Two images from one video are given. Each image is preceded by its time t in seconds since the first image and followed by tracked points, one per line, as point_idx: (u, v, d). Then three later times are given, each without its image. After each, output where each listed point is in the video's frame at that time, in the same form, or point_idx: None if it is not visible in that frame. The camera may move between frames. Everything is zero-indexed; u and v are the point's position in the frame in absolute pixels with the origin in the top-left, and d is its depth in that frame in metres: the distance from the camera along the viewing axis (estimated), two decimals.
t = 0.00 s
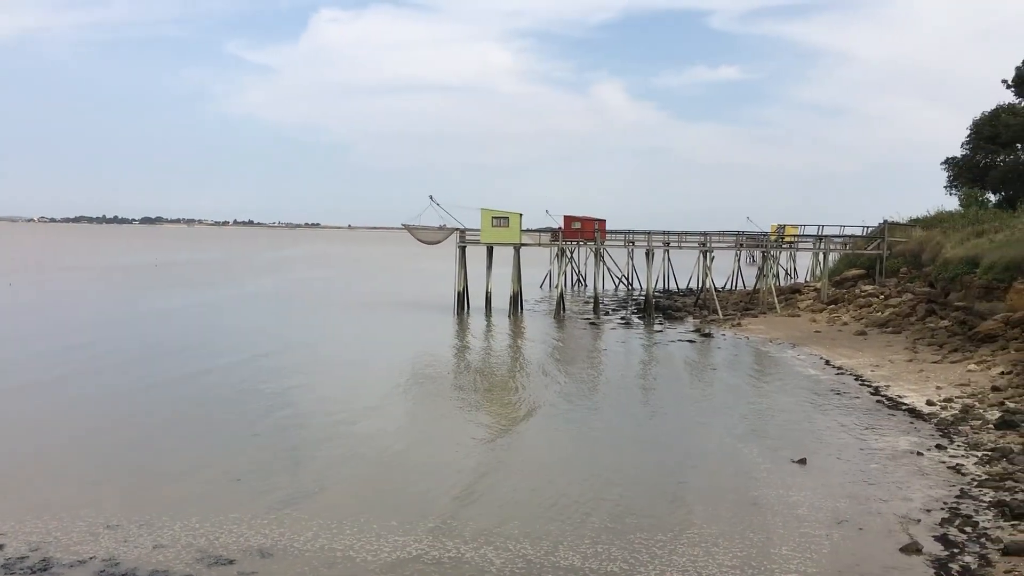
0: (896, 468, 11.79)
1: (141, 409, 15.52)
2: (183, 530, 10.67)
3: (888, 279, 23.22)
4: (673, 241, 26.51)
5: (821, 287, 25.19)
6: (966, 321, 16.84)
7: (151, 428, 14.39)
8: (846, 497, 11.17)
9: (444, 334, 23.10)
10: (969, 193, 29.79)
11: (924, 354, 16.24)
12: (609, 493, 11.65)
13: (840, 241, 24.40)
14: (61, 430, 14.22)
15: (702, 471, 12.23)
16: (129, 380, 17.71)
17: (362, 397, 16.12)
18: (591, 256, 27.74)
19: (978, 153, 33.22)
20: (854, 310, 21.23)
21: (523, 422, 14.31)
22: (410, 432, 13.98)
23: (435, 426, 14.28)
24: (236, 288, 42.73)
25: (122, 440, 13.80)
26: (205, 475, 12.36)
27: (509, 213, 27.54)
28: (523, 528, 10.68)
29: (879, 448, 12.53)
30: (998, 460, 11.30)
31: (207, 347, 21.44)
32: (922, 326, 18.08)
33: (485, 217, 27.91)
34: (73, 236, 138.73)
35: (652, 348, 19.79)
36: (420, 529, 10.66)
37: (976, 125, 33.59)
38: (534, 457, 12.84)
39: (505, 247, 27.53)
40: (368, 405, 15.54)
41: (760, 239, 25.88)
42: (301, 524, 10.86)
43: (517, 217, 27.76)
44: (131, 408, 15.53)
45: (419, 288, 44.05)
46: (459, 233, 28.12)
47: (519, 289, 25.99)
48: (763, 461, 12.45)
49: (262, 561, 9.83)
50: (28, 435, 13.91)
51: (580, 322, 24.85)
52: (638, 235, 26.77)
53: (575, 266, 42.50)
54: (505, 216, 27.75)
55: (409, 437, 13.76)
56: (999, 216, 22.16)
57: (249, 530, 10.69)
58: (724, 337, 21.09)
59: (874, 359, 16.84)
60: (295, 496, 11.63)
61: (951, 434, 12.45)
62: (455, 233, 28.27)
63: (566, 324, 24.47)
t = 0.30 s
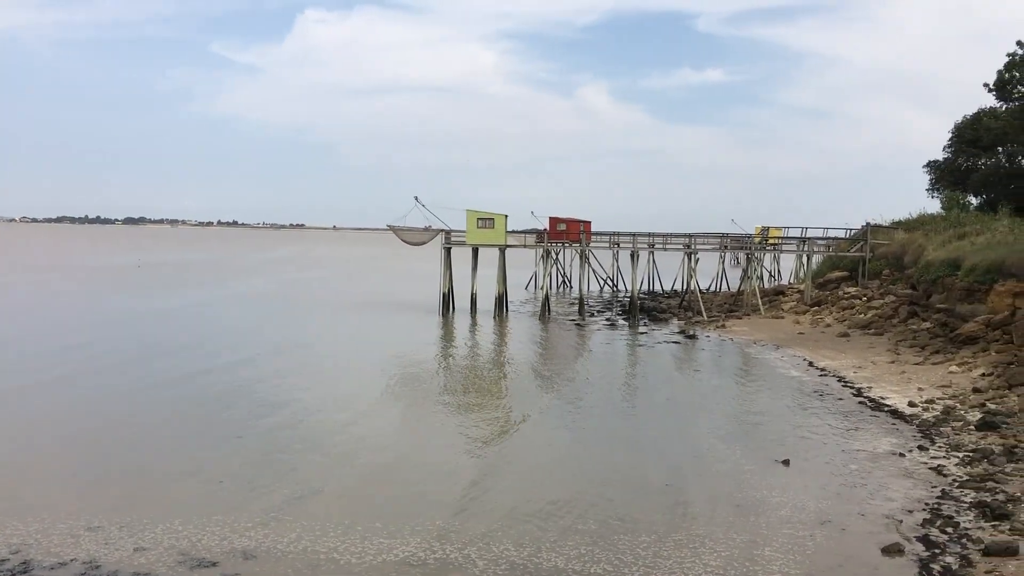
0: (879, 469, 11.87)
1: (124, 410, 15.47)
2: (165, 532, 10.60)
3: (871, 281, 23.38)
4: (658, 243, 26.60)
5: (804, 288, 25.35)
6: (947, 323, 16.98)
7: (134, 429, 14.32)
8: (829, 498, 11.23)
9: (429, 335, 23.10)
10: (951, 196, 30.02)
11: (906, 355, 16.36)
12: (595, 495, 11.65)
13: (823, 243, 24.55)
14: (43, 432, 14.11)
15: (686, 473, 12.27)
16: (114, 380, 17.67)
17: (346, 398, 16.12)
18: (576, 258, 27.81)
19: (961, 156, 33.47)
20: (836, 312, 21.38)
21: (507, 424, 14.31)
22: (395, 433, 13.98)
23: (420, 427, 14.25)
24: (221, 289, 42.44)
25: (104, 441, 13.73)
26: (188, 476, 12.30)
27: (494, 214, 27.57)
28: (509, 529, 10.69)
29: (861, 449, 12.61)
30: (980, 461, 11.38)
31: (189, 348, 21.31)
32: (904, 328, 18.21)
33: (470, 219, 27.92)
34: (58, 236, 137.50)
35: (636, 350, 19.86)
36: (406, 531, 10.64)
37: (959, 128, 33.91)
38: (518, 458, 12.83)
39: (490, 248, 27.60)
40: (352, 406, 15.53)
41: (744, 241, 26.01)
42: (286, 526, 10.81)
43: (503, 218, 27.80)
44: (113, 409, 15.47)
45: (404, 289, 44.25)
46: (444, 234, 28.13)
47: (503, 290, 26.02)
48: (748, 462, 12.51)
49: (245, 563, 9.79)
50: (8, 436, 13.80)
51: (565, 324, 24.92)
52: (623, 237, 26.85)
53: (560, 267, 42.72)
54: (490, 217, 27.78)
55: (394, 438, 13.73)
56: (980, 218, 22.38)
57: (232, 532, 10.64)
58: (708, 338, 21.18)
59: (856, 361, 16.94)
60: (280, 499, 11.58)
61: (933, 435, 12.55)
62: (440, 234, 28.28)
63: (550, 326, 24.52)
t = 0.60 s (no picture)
0: (865, 469, 11.90)
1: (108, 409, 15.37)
2: (151, 532, 10.57)
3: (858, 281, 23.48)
4: (647, 242, 26.62)
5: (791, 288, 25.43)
6: (933, 323, 17.07)
7: (119, 429, 14.26)
8: (816, 497, 11.25)
9: (416, 334, 23.08)
10: (936, 197, 30.16)
11: (892, 355, 16.42)
12: (582, 494, 11.65)
13: (810, 243, 24.63)
14: (28, 432, 14.01)
15: (673, 472, 12.28)
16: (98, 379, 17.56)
17: (333, 397, 16.09)
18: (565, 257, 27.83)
19: (947, 157, 33.58)
20: (823, 311, 21.45)
21: (495, 423, 14.30)
22: (383, 432, 13.97)
23: (409, 426, 14.25)
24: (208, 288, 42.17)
25: (90, 441, 13.66)
26: (174, 476, 12.26)
27: (482, 212, 27.57)
28: (496, 528, 10.70)
29: (847, 448, 12.64)
30: (965, 460, 11.44)
31: (173, 348, 21.18)
32: (891, 327, 18.28)
33: (458, 217, 27.88)
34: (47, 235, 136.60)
35: (623, 349, 19.88)
36: (394, 530, 10.62)
37: (945, 128, 34.12)
38: (506, 458, 12.83)
39: (477, 247, 27.63)
40: (338, 405, 15.51)
41: (732, 240, 26.08)
42: (273, 525, 10.79)
43: (491, 216, 27.80)
44: (98, 409, 15.37)
45: (392, 288, 44.21)
46: (432, 233, 28.08)
47: (491, 289, 26.01)
48: (734, 461, 12.53)
49: (231, 562, 9.77)
50: None
51: (553, 322, 24.95)
52: (612, 237, 26.88)
53: (549, 266, 42.76)
54: (478, 216, 27.75)
55: (382, 437, 13.72)
56: (966, 219, 22.51)
57: (218, 531, 10.60)
58: (696, 337, 21.21)
59: (843, 360, 16.98)
60: (266, 498, 11.56)
61: (919, 434, 12.60)
62: (428, 232, 28.24)
63: (538, 325, 24.52)
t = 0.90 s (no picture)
0: (850, 466, 11.96)
1: (92, 408, 15.27)
2: (136, 531, 10.52)
3: (843, 279, 23.60)
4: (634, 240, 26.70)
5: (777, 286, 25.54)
6: (918, 321, 17.26)
7: (104, 428, 14.17)
8: (802, 495, 11.29)
9: (404, 332, 23.04)
10: (921, 195, 30.35)
11: (877, 353, 16.53)
12: (569, 492, 11.65)
13: (796, 241, 24.72)
14: (9, 431, 13.90)
15: (660, 469, 12.31)
16: (81, 378, 17.43)
17: (318, 396, 16.05)
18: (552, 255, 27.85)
19: (932, 156, 33.77)
20: (810, 309, 21.55)
21: (482, 422, 14.29)
22: (370, 430, 13.95)
23: (397, 425, 14.23)
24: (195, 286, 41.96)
25: (74, 440, 13.57)
26: (160, 475, 12.20)
27: (470, 211, 27.56)
28: (484, 525, 10.70)
29: (833, 446, 12.70)
30: (949, 457, 11.52)
31: (156, 347, 21.05)
32: (876, 325, 18.41)
33: (446, 216, 27.83)
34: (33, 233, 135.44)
35: (610, 347, 19.91)
36: (382, 528, 10.61)
37: (930, 127, 34.32)
38: (493, 456, 12.82)
39: (465, 244, 27.69)
40: (325, 404, 15.47)
41: (719, 239, 26.16)
42: (260, 524, 10.76)
43: (478, 215, 27.80)
44: (81, 408, 15.27)
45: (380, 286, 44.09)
46: (419, 231, 28.05)
47: (479, 287, 25.99)
48: (720, 459, 12.56)
49: (217, 561, 9.74)
50: None
51: (539, 321, 24.96)
52: (599, 235, 26.91)
53: (536, 264, 42.77)
54: (466, 214, 27.73)
55: (370, 436, 13.69)
56: (950, 217, 22.68)
57: (205, 530, 10.55)
58: (682, 335, 21.25)
59: (829, 358, 17.08)
60: (252, 496, 11.53)
61: (904, 431, 12.68)
62: (415, 231, 28.19)
63: (525, 323, 24.50)
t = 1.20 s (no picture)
0: (831, 462, 12.04)
1: (70, 408, 15.14)
2: (116, 530, 10.46)
3: (824, 276, 23.77)
4: (617, 238, 26.77)
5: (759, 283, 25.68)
6: (898, 318, 17.50)
7: (83, 428, 14.05)
8: (783, 491, 11.35)
9: (387, 331, 22.99)
10: (901, 193, 30.57)
11: (858, 350, 16.67)
12: (554, 490, 11.67)
13: (776, 239, 24.86)
14: None
15: (642, 467, 12.34)
16: (58, 378, 17.27)
17: (300, 394, 16.00)
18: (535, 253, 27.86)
19: (911, 154, 34.02)
20: (791, 307, 21.68)
21: (465, 420, 14.29)
22: (354, 429, 13.91)
23: (381, 424, 14.20)
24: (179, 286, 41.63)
25: (54, 439, 13.47)
26: (142, 475, 12.14)
27: (453, 208, 27.53)
28: (467, 523, 10.70)
29: (814, 442, 12.79)
30: (929, 453, 11.61)
31: (135, 346, 20.85)
32: (857, 322, 18.58)
33: (429, 214, 27.81)
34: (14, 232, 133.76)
35: (592, 345, 19.95)
36: (365, 527, 10.59)
37: (910, 126, 34.59)
38: (476, 454, 12.82)
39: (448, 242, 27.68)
40: (306, 403, 15.40)
41: (702, 236, 26.27)
42: (242, 523, 10.72)
43: (461, 213, 27.77)
44: (59, 408, 15.14)
45: (363, 284, 43.93)
46: (402, 230, 28.00)
47: (462, 285, 25.97)
48: (703, 457, 12.60)
49: (198, 561, 9.69)
50: None
51: (522, 318, 24.99)
52: (582, 234, 26.97)
53: (520, 262, 42.78)
54: (450, 212, 27.72)
55: (354, 435, 13.65)
56: (930, 215, 22.87)
57: (186, 530, 10.49)
58: (665, 333, 21.29)
59: (810, 355, 17.20)
60: (235, 495, 11.50)
61: (884, 427, 12.78)
62: (398, 229, 28.13)
63: (508, 321, 24.50)
